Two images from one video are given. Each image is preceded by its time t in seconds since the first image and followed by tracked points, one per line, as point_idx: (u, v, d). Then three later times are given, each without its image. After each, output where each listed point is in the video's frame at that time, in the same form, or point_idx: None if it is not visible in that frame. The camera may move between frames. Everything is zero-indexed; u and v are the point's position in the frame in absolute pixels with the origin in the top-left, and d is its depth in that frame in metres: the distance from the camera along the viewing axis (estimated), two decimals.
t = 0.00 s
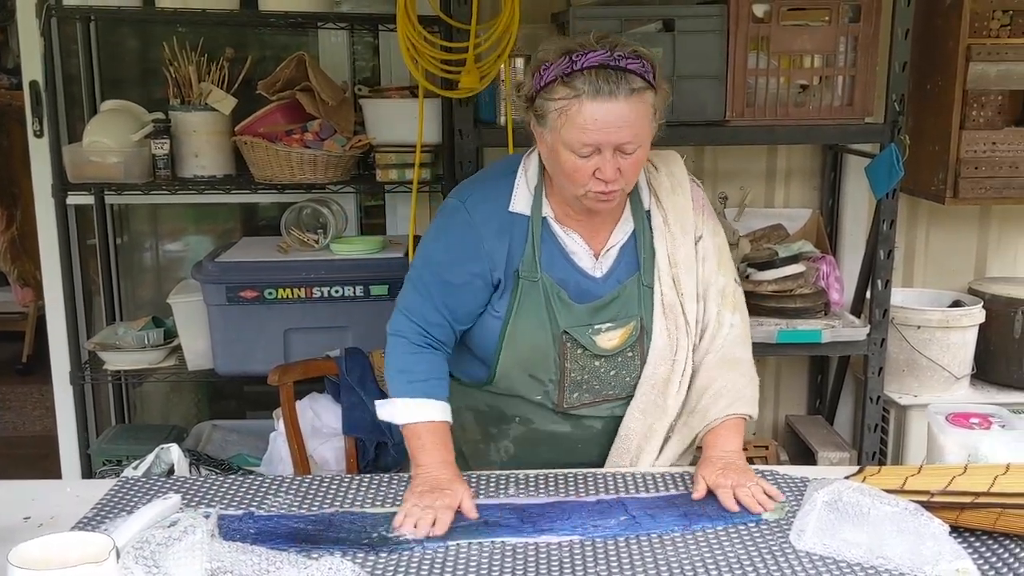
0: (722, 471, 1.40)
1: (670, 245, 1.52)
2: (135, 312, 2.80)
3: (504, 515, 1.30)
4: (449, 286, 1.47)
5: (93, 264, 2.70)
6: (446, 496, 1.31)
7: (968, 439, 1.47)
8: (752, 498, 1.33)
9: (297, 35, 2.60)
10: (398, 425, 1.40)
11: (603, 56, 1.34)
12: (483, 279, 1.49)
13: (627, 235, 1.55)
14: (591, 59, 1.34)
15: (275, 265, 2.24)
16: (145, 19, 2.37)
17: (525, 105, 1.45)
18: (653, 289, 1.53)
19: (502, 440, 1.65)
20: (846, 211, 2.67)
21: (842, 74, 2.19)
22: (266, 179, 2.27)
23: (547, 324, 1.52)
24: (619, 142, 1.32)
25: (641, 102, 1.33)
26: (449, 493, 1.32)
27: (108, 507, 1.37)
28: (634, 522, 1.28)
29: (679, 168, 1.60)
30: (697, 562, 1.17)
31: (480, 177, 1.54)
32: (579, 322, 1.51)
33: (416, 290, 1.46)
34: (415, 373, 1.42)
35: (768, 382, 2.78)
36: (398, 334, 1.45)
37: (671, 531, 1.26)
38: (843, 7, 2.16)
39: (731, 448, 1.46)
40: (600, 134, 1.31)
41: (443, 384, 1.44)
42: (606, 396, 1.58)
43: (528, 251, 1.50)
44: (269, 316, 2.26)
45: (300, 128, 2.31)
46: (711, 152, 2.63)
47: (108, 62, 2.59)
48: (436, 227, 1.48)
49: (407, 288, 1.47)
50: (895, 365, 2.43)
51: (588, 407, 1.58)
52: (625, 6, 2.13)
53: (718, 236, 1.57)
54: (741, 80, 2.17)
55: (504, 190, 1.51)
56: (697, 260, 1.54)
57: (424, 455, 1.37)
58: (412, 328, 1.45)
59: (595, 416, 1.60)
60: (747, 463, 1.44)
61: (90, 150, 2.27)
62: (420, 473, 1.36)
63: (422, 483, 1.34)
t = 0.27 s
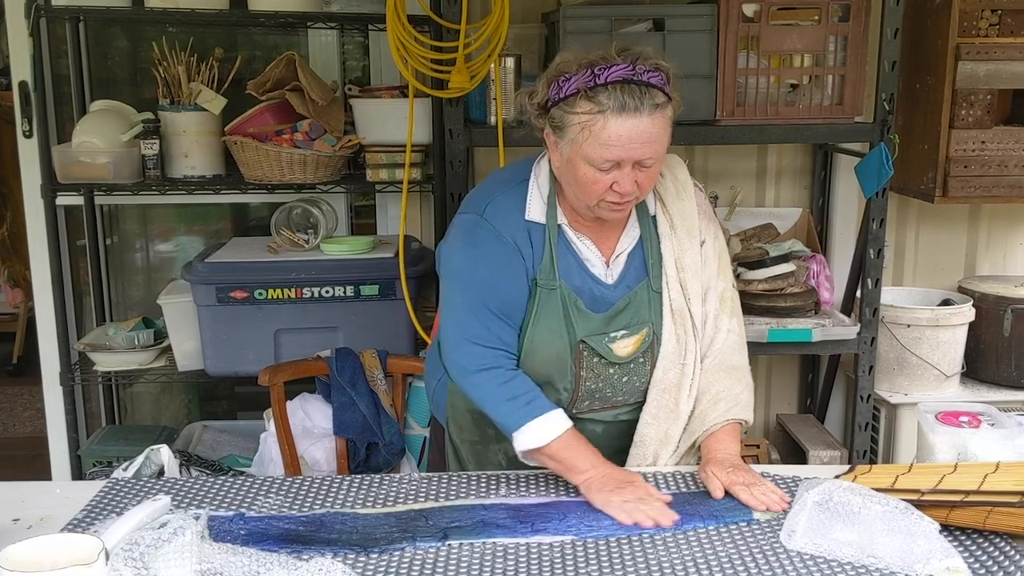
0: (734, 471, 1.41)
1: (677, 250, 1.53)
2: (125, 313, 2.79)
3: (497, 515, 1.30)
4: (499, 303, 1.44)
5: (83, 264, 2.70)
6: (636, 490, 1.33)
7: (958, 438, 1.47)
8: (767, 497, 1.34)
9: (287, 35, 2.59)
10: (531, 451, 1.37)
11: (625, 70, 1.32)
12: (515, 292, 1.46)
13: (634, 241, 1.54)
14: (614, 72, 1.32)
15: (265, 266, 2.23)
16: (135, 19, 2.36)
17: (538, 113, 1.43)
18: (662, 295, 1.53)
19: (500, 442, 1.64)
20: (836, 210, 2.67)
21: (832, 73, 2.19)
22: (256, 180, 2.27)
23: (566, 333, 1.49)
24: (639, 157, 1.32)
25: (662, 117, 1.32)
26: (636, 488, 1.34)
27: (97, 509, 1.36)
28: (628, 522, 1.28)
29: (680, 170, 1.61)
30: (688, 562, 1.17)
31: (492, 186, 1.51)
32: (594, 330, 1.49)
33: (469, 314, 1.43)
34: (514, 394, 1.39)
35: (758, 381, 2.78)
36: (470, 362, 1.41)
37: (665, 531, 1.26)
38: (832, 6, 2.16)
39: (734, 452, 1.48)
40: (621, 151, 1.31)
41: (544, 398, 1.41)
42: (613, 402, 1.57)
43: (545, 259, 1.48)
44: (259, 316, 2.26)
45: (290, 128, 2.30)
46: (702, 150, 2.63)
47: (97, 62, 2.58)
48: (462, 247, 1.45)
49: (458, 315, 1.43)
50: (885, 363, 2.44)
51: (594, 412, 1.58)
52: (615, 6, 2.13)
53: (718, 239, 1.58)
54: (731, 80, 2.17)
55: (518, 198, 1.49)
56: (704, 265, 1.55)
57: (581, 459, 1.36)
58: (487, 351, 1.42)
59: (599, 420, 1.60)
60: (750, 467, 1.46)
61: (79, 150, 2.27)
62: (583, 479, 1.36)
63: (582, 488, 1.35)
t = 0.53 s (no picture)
0: (743, 462, 1.42)
1: (672, 249, 1.54)
2: (112, 313, 2.78)
3: (485, 513, 1.30)
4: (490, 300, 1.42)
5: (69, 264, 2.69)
6: (608, 486, 1.33)
7: (944, 434, 1.47)
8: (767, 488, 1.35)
9: (273, 34, 2.59)
10: (506, 446, 1.36)
11: (627, 64, 1.33)
12: (512, 293, 1.45)
13: (630, 240, 1.55)
14: (616, 68, 1.32)
15: (251, 265, 2.23)
16: (120, 18, 2.35)
17: (536, 115, 1.43)
18: (658, 294, 1.54)
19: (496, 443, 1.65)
20: (823, 207, 2.68)
21: (818, 71, 2.20)
22: (242, 178, 2.26)
23: (565, 334, 1.50)
24: (643, 152, 1.32)
25: (666, 110, 1.33)
26: (603, 484, 1.34)
27: (83, 509, 1.35)
28: (614, 519, 1.27)
29: (673, 168, 1.62)
30: (674, 558, 1.17)
31: (488, 186, 1.50)
32: (595, 330, 1.50)
33: (453, 309, 1.40)
34: (493, 392, 1.38)
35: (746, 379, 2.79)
36: (450, 360, 1.39)
37: (651, 528, 1.25)
38: (818, 4, 2.17)
39: (745, 444, 1.48)
40: (627, 145, 1.30)
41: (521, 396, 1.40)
42: (614, 402, 1.58)
43: (543, 261, 1.47)
44: (245, 316, 2.25)
45: (276, 126, 2.30)
46: (689, 149, 2.64)
47: (82, 61, 2.57)
48: (459, 246, 1.42)
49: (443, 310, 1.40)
50: (872, 360, 2.45)
51: (596, 412, 1.59)
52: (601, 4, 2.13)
53: (710, 237, 1.60)
54: (717, 78, 2.18)
55: (513, 200, 1.48)
56: (699, 263, 1.56)
57: (552, 457, 1.36)
58: (470, 349, 1.39)
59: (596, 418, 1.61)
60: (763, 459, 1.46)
61: (64, 149, 2.26)
62: (553, 477, 1.35)
63: (555, 484, 1.34)
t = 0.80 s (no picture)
0: (734, 459, 1.42)
1: (672, 249, 1.54)
2: (99, 311, 2.77)
3: (476, 510, 1.30)
4: (496, 302, 1.41)
5: (55, 263, 2.68)
6: (618, 481, 1.35)
7: (931, 430, 1.48)
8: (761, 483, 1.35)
9: (262, 31, 2.58)
10: (509, 445, 1.38)
11: (648, 68, 1.32)
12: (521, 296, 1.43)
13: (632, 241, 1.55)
14: (637, 71, 1.32)
15: (239, 262, 2.22)
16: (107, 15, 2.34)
17: (549, 115, 1.42)
18: (660, 294, 1.54)
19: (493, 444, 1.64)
20: (811, 204, 2.68)
21: (806, 68, 2.20)
22: (229, 175, 2.26)
23: (573, 337, 1.48)
24: (661, 156, 1.32)
25: (683, 116, 1.33)
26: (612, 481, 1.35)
27: (70, 508, 1.35)
28: (604, 517, 1.27)
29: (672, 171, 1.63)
30: (662, 555, 1.17)
31: (495, 185, 1.46)
32: (603, 333, 1.48)
33: (457, 311, 1.39)
34: (496, 393, 1.39)
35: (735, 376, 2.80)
36: (454, 363, 1.38)
37: (641, 525, 1.25)
38: (805, 2, 2.17)
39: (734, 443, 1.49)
40: (647, 148, 1.30)
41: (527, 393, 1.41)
42: (615, 402, 1.58)
43: (552, 263, 1.46)
44: (233, 313, 2.25)
45: (263, 123, 2.29)
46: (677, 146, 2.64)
47: (69, 58, 2.56)
48: (464, 246, 1.39)
49: (447, 310, 1.38)
50: (860, 357, 2.45)
51: (597, 413, 1.58)
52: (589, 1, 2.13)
53: (708, 240, 1.61)
54: (705, 75, 2.18)
55: (523, 201, 1.44)
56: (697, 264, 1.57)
57: (562, 454, 1.37)
58: (470, 349, 1.39)
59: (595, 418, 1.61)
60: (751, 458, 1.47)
61: (51, 147, 2.25)
62: (562, 473, 1.36)
63: (564, 481, 1.35)
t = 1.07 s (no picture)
0: (725, 457, 1.42)
1: (666, 244, 1.54)
2: (90, 311, 2.76)
3: (472, 508, 1.30)
4: (501, 301, 1.39)
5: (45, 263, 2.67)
6: (636, 478, 1.35)
7: (921, 427, 1.48)
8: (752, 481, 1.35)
9: (253, 29, 2.57)
10: (524, 446, 1.36)
11: (640, 69, 1.32)
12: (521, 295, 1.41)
13: (626, 237, 1.54)
14: (630, 71, 1.32)
15: (230, 261, 2.22)
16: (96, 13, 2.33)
17: (542, 116, 1.42)
18: (654, 290, 1.53)
19: (487, 441, 1.64)
20: (802, 202, 2.68)
21: (796, 67, 2.20)
22: (220, 174, 2.25)
23: (571, 335, 1.47)
24: (654, 156, 1.32)
25: (676, 116, 1.33)
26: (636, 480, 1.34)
27: (60, 507, 1.34)
28: (604, 514, 1.27)
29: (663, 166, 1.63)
30: (654, 553, 1.17)
31: (489, 184, 1.45)
32: (600, 330, 1.48)
33: (461, 310, 1.36)
34: (512, 393, 1.36)
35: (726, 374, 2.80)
36: (467, 362, 1.36)
37: (641, 522, 1.26)
38: None
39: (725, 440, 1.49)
40: (640, 148, 1.30)
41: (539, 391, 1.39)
42: (609, 398, 1.57)
43: (549, 262, 1.44)
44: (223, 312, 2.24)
45: (253, 122, 2.28)
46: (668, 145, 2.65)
47: (58, 57, 2.55)
48: (466, 244, 1.37)
49: (454, 310, 1.36)
50: (851, 355, 2.46)
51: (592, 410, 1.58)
52: None
53: (700, 234, 1.61)
54: (696, 73, 2.18)
55: (519, 200, 1.43)
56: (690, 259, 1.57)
57: (579, 454, 1.36)
58: (481, 347, 1.37)
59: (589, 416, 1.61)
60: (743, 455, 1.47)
61: (40, 146, 2.24)
62: (578, 472, 1.35)
63: (583, 480, 1.34)
